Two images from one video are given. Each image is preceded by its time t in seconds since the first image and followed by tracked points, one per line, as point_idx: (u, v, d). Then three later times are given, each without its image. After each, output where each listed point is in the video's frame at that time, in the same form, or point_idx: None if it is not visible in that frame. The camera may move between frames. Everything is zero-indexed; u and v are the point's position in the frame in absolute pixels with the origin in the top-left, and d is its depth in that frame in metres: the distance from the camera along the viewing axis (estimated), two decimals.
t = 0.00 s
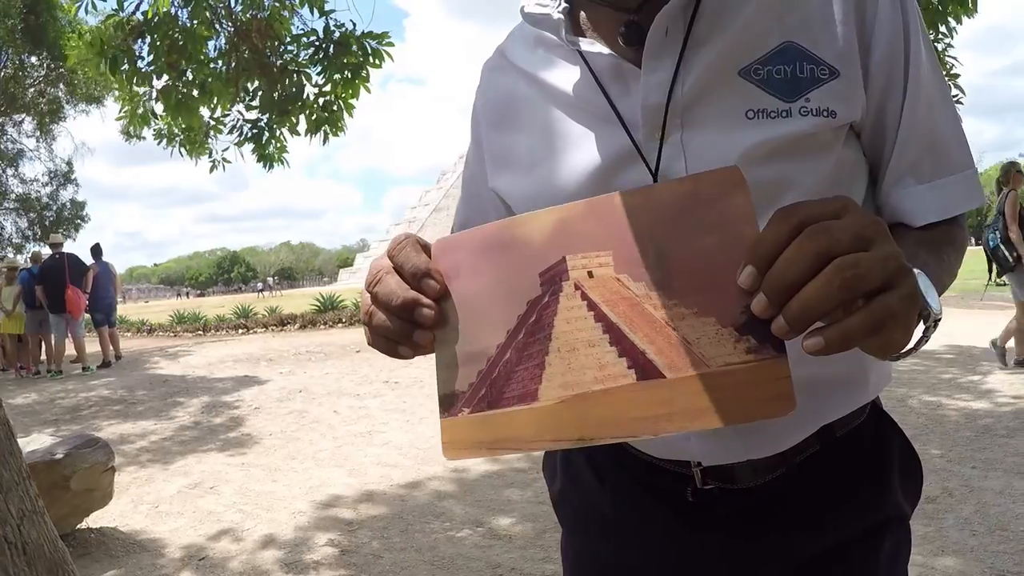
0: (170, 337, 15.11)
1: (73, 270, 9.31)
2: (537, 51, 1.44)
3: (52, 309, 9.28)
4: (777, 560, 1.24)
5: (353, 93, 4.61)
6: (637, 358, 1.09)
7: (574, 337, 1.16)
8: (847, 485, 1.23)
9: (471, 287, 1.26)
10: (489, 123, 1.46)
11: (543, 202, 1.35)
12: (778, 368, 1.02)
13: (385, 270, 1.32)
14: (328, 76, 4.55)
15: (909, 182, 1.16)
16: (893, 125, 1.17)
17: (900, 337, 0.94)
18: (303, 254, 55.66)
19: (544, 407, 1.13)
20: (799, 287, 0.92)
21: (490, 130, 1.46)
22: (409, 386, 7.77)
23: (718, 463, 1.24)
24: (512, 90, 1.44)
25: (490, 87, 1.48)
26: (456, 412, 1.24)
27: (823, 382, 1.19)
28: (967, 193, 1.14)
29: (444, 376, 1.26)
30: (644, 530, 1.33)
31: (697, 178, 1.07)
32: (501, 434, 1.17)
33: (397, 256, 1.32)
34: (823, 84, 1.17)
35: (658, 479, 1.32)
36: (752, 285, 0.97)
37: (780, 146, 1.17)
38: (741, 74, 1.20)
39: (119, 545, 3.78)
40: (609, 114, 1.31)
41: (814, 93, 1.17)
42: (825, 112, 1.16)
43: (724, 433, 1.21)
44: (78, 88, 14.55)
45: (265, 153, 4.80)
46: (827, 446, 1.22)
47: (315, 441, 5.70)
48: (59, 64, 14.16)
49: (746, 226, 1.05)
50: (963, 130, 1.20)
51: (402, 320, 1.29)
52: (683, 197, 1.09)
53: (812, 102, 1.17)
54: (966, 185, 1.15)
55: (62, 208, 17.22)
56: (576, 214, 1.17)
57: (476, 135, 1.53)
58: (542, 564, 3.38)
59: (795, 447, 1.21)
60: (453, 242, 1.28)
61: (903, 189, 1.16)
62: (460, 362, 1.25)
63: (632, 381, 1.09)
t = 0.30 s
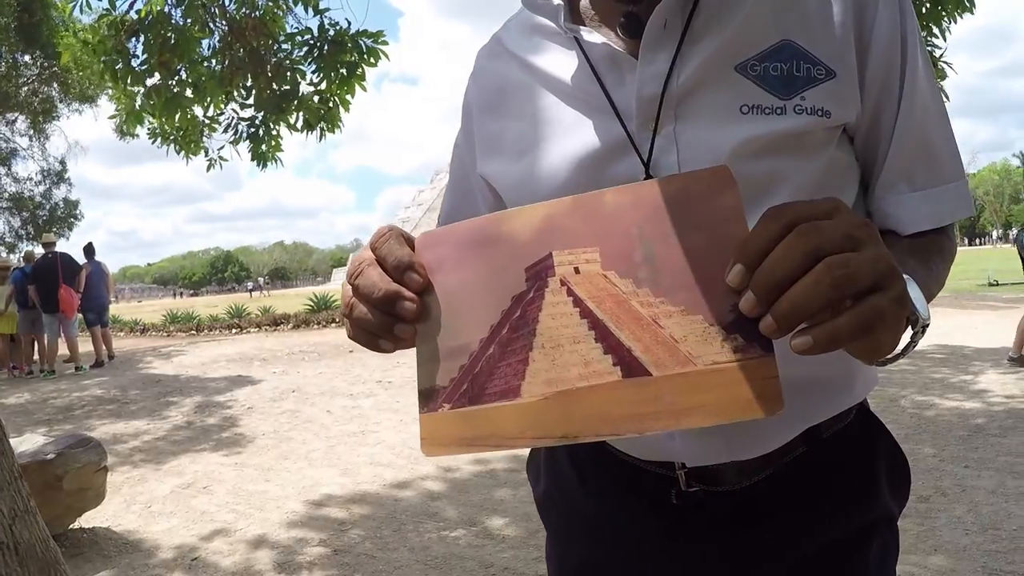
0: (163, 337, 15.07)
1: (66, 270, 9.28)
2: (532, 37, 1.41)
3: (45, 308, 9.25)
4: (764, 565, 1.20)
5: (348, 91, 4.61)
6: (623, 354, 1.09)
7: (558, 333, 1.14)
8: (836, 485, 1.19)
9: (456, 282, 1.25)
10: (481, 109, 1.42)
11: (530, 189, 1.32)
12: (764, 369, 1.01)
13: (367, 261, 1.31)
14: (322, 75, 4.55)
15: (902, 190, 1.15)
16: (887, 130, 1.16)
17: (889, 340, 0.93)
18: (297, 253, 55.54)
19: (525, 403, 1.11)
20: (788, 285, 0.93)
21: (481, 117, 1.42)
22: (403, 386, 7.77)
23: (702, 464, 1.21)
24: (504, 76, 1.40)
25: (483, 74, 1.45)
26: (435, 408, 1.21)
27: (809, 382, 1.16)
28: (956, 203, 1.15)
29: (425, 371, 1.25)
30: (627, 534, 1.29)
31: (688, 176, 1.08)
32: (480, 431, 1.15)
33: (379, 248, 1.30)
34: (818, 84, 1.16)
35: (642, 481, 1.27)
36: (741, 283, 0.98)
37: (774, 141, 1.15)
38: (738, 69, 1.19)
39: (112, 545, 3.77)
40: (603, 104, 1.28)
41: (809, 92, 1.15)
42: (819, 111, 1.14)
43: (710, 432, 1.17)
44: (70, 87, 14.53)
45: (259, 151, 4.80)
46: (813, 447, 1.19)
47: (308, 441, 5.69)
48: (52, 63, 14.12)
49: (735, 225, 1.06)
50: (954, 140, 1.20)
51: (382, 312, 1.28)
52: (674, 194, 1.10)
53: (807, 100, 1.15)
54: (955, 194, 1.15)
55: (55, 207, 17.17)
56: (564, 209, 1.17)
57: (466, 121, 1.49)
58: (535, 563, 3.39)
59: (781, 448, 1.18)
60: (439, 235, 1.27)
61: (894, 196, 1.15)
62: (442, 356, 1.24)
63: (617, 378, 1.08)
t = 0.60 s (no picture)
0: (155, 337, 15.02)
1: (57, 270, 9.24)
2: (525, 30, 1.38)
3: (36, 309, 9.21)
4: (756, 567, 1.21)
5: (341, 91, 4.61)
6: (613, 351, 1.06)
7: (546, 328, 1.12)
8: (826, 487, 1.20)
9: (442, 276, 1.22)
10: (471, 101, 1.38)
11: (523, 181, 1.28)
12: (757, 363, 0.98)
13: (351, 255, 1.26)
14: (314, 74, 4.55)
15: (898, 188, 1.12)
16: (883, 129, 1.13)
17: (885, 334, 0.92)
18: (288, 253, 55.39)
19: (513, 400, 1.09)
20: (782, 278, 0.92)
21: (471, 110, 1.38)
22: (395, 386, 7.76)
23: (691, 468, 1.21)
24: (496, 68, 1.36)
25: (474, 65, 1.41)
26: (422, 404, 1.19)
27: (801, 382, 1.17)
28: (952, 205, 1.11)
29: (410, 368, 1.21)
30: (615, 538, 1.29)
31: (678, 169, 1.05)
32: (467, 429, 1.12)
33: (364, 241, 1.26)
34: (814, 79, 1.12)
35: (630, 485, 1.28)
36: (733, 276, 0.96)
37: (768, 136, 1.12)
38: (733, 63, 1.15)
39: (103, 547, 3.75)
40: (596, 96, 1.24)
41: (805, 86, 1.12)
42: (815, 106, 1.11)
43: (700, 434, 1.17)
44: (62, 87, 14.48)
45: (251, 152, 4.79)
46: (804, 451, 1.20)
47: (300, 441, 5.68)
48: (44, 62, 14.07)
49: (727, 219, 1.03)
50: (950, 142, 1.16)
51: (367, 308, 1.23)
52: (665, 187, 1.07)
53: (802, 95, 1.11)
54: (951, 197, 1.12)
55: (46, 207, 17.12)
56: (552, 202, 1.13)
57: (456, 114, 1.45)
58: (527, 564, 3.39)
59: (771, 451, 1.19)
60: (425, 229, 1.24)
61: (888, 196, 1.12)
62: (427, 352, 1.21)
63: (606, 374, 1.05)
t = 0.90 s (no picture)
0: (149, 338, 14.98)
1: (51, 270, 9.22)
2: (522, 27, 1.38)
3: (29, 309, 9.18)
4: (756, 566, 1.21)
5: (336, 91, 4.61)
6: (615, 349, 1.05)
7: (548, 327, 1.11)
8: (827, 486, 1.20)
9: (443, 275, 1.22)
10: (470, 99, 1.38)
11: (523, 177, 1.27)
12: (758, 362, 0.98)
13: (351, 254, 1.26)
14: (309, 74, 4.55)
15: (897, 183, 1.12)
16: (882, 123, 1.13)
17: (886, 330, 0.93)
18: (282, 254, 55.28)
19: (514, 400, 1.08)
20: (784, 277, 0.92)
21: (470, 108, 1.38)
22: (389, 387, 7.76)
23: (692, 468, 1.21)
24: (494, 65, 1.36)
25: (472, 64, 1.41)
26: (422, 403, 1.18)
27: (801, 380, 1.18)
28: (952, 200, 1.12)
29: (410, 367, 1.21)
30: (615, 537, 1.29)
31: (681, 167, 1.06)
32: (468, 429, 1.11)
33: (364, 240, 1.26)
34: (813, 73, 1.12)
35: (630, 485, 1.28)
36: (736, 275, 0.96)
37: (768, 130, 1.12)
38: (732, 58, 1.16)
39: (97, 548, 3.74)
40: (596, 92, 1.24)
41: (804, 81, 1.12)
42: (815, 100, 1.11)
43: (699, 432, 1.18)
44: (56, 87, 14.46)
45: (246, 152, 4.79)
46: (805, 450, 1.20)
47: (295, 442, 5.67)
48: (38, 62, 14.04)
49: (730, 218, 1.03)
50: (950, 139, 1.17)
51: (367, 306, 1.23)
52: (667, 185, 1.07)
53: (802, 90, 1.12)
54: (951, 192, 1.12)
55: (40, 207, 17.07)
56: (554, 200, 1.14)
57: (454, 112, 1.45)
58: (522, 564, 3.40)
59: (772, 450, 1.19)
60: (427, 227, 1.24)
61: (888, 191, 1.12)
62: (428, 352, 1.20)
63: (609, 373, 1.04)
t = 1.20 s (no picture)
0: (144, 338, 14.95)
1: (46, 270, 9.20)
2: (520, 27, 1.37)
3: (25, 309, 9.15)
4: (759, 565, 1.22)
5: (333, 90, 4.60)
6: (637, 359, 1.06)
7: (571, 334, 1.11)
8: (828, 484, 1.21)
9: (464, 278, 1.20)
10: (468, 101, 1.38)
11: (525, 175, 1.26)
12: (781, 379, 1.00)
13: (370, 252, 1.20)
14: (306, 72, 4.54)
15: (896, 173, 1.12)
16: (880, 113, 1.14)
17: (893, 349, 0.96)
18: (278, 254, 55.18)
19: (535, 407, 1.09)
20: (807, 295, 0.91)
21: (468, 109, 1.37)
22: (386, 387, 7.75)
23: (694, 467, 1.21)
24: (492, 66, 1.36)
25: (469, 65, 1.41)
26: (439, 406, 1.16)
27: (807, 379, 1.18)
28: (950, 190, 1.12)
29: (430, 368, 1.18)
30: (616, 536, 1.29)
31: (710, 180, 1.06)
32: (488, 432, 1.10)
33: (385, 240, 1.20)
34: (809, 67, 1.13)
35: (631, 484, 1.28)
36: (756, 291, 0.96)
37: (767, 123, 1.12)
38: (730, 52, 1.16)
39: (94, 548, 3.73)
40: (595, 89, 1.24)
41: (802, 74, 1.12)
42: (813, 92, 1.11)
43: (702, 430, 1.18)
44: (52, 86, 14.42)
45: (243, 151, 4.78)
46: (807, 448, 1.21)
47: (291, 442, 5.66)
48: (34, 62, 14.00)
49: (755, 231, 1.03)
50: (946, 131, 1.17)
51: (389, 307, 1.18)
52: (694, 197, 1.07)
53: (799, 83, 1.12)
54: (949, 182, 1.12)
55: (35, 207, 17.01)
56: (581, 208, 1.13)
57: (452, 112, 1.45)
58: (519, 564, 3.40)
59: (775, 448, 1.20)
60: (451, 229, 1.21)
61: (887, 180, 1.12)
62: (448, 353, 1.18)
63: (630, 383, 1.05)
